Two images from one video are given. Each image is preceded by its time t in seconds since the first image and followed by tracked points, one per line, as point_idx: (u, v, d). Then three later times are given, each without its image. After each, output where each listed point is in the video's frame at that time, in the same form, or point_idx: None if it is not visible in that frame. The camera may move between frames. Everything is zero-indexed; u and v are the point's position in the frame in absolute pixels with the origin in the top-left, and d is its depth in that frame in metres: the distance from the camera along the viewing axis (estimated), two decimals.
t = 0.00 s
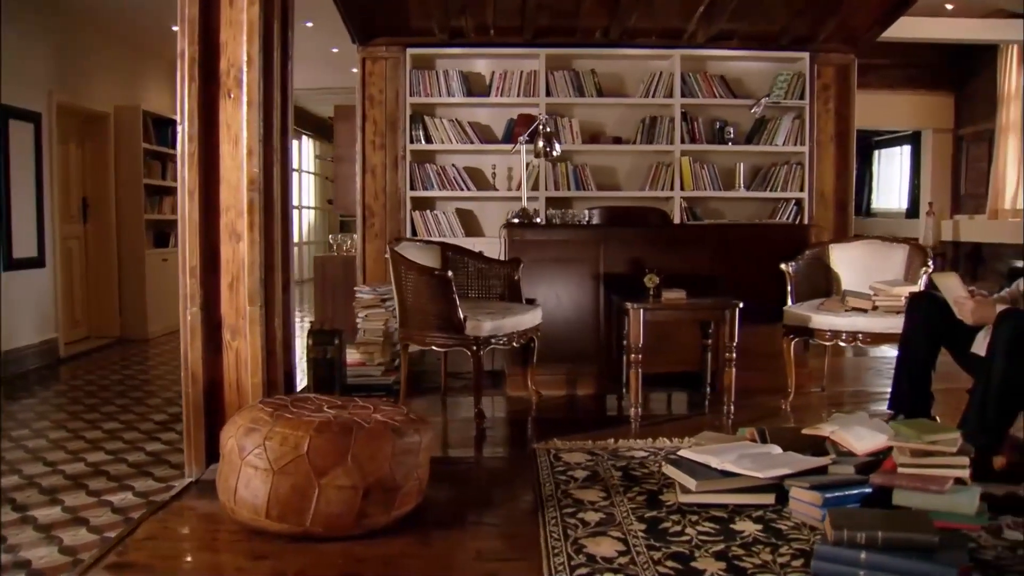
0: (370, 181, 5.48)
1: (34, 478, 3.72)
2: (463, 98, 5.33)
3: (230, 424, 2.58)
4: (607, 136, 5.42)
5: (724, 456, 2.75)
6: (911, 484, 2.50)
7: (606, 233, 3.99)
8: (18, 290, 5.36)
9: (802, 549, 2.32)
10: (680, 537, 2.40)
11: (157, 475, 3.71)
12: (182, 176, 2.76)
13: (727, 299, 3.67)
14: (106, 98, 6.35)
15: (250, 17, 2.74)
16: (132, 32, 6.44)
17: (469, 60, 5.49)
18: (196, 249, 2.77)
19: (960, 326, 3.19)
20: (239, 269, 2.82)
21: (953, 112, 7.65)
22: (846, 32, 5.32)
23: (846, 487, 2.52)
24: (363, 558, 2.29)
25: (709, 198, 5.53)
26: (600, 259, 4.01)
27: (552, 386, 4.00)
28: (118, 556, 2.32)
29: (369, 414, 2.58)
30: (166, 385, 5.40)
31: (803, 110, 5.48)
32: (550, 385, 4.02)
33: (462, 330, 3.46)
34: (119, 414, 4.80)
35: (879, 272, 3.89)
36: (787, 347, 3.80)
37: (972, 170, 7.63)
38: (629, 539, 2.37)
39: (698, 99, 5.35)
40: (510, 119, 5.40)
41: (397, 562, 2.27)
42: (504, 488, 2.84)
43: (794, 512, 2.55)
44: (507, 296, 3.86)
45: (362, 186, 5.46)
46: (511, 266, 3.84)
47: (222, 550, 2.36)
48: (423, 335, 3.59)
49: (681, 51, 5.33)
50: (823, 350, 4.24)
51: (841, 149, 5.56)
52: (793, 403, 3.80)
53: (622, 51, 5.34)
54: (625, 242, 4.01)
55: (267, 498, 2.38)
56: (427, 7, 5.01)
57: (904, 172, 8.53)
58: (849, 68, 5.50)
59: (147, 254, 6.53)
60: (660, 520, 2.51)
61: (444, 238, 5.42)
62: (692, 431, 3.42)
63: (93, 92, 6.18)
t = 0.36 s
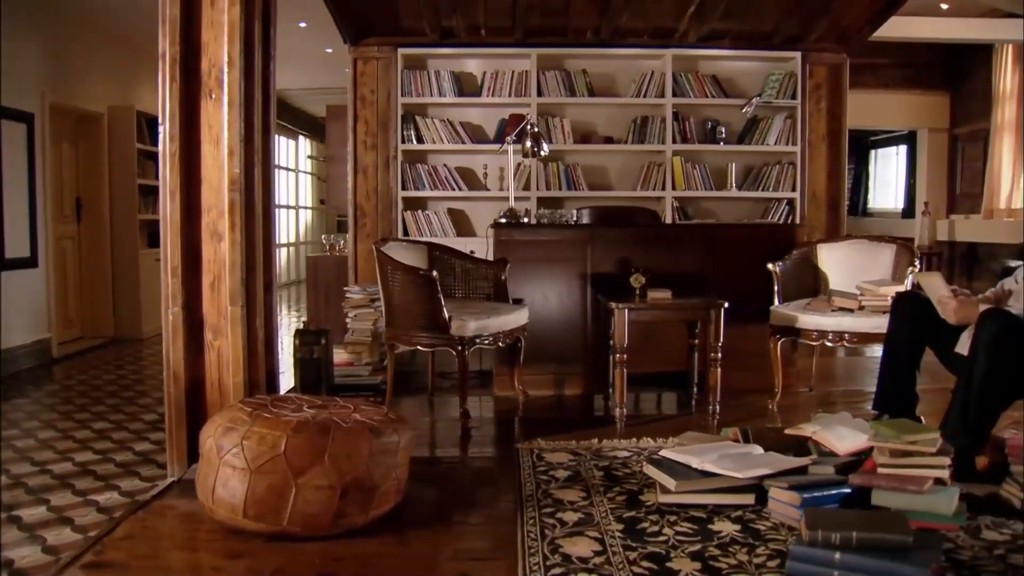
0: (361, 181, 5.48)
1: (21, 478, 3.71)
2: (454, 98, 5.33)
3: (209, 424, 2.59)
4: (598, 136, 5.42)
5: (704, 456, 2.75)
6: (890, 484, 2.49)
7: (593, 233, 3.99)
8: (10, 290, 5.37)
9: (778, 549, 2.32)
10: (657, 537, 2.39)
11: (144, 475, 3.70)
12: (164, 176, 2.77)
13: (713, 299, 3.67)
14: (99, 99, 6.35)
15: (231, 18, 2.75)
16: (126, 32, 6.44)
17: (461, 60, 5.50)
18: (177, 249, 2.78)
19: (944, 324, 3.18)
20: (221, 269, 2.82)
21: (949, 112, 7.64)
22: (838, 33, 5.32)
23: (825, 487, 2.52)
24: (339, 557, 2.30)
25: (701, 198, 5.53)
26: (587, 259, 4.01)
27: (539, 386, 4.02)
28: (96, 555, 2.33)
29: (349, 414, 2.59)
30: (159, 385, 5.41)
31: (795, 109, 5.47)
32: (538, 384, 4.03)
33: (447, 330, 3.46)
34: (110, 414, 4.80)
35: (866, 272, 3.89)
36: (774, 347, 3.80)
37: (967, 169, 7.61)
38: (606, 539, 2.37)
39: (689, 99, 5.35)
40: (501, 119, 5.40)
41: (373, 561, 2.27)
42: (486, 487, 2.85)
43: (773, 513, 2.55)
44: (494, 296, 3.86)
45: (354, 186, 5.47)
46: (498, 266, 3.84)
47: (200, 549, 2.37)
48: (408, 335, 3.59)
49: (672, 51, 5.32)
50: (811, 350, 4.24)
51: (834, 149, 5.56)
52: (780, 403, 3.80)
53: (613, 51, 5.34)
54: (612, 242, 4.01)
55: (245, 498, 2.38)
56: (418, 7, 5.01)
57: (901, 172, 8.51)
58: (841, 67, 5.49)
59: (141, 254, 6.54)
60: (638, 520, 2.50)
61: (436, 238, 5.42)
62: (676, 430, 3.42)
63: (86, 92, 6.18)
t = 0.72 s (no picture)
0: (353, 180, 5.49)
1: (8, 477, 3.71)
2: (445, 98, 5.33)
3: (188, 423, 2.59)
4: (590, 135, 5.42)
5: (684, 456, 2.75)
6: (869, 484, 2.48)
7: (581, 233, 3.98)
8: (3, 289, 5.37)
9: (754, 549, 2.31)
10: (633, 537, 2.39)
11: (131, 474, 3.70)
12: (145, 176, 2.77)
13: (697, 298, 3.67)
14: (93, 98, 6.35)
15: (212, 18, 2.75)
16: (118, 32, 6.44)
17: (452, 60, 5.50)
18: (158, 248, 2.78)
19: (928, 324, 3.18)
20: (202, 269, 2.82)
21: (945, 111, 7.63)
22: (830, 32, 5.32)
23: (803, 487, 2.51)
24: (315, 556, 2.30)
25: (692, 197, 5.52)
26: (575, 258, 4.01)
27: (526, 385, 4.02)
28: (73, 553, 2.34)
29: (328, 414, 2.59)
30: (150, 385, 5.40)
31: (786, 109, 5.47)
32: (525, 383, 4.03)
33: (432, 329, 3.47)
34: (100, 413, 4.80)
35: (853, 271, 3.89)
36: (760, 347, 3.80)
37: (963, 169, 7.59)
38: (582, 538, 2.37)
39: (681, 98, 5.35)
40: (493, 119, 5.41)
41: (349, 560, 2.28)
42: (467, 486, 2.85)
43: (751, 513, 2.54)
44: (480, 296, 3.87)
45: (346, 185, 5.47)
46: (484, 266, 3.84)
47: (178, 548, 2.37)
48: (394, 334, 3.59)
49: (664, 50, 5.32)
50: (799, 350, 4.24)
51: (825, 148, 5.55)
52: (767, 403, 3.80)
53: (604, 51, 5.34)
54: (600, 242, 4.01)
55: (222, 496, 2.39)
56: (409, 7, 5.01)
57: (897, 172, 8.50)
58: (833, 67, 5.49)
59: (134, 253, 6.55)
60: (616, 520, 2.50)
61: (427, 238, 5.42)
62: (660, 430, 3.41)
63: (79, 92, 6.20)
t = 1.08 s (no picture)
0: (344, 180, 5.49)
1: None
2: (436, 97, 5.34)
3: (166, 423, 2.60)
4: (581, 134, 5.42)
5: (664, 455, 2.75)
6: (847, 484, 2.47)
7: (568, 232, 3.99)
8: None
9: (729, 549, 2.31)
10: (609, 537, 2.39)
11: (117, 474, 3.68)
12: (125, 175, 2.77)
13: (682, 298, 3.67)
14: (85, 98, 6.35)
15: (192, 18, 2.76)
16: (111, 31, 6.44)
17: (444, 59, 5.50)
18: (139, 248, 2.79)
19: (910, 325, 3.18)
20: (183, 268, 2.83)
21: (940, 110, 7.61)
22: (821, 32, 5.32)
23: (780, 487, 2.50)
24: (290, 554, 2.30)
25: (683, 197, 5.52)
26: (562, 258, 4.01)
27: (513, 384, 4.02)
28: (51, 551, 2.34)
29: (307, 412, 2.59)
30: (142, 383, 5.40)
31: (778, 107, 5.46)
32: (511, 382, 4.02)
33: (416, 329, 3.47)
34: (91, 412, 4.80)
35: (839, 270, 3.89)
36: (746, 346, 3.79)
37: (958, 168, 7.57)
38: (558, 538, 2.37)
39: (672, 98, 5.34)
40: (483, 118, 5.41)
41: (325, 558, 2.28)
42: (447, 485, 2.85)
43: (728, 512, 2.54)
44: (467, 294, 3.88)
45: (337, 185, 5.47)
46: (471, 265, 3.85)
47: (155, 546, 2.38)
48: (379, 333, 3.59)
49: (655, 49, 5.32)
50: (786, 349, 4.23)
51: (817, 147, 5.54)
52: (753, 403, 3.79)
53: (595, 50, 5.33)
54: (587, 241, 4.01)
55: (198, 495, 2.40)
56: (399, 6, 5.01)
57: (893, 171, 8.49)
58: (824, 66, 5.48)
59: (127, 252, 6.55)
60: (593, 519, 2.50)
61: (418, 237, 5.42)
62: (645, 429, 3.41)
63: (72, 92, 6.22)
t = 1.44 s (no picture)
0: (335, 180, 5.48)
1: None
2: (427, 97, 5.34)
3: (145, 422, 2.60)
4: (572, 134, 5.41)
5: (642, 455, 2.75)
6: (824, 484, 2.47)
7: (554, 232, 3.99)
8: None
9: (704, 549, 2.31)
10: (585, 536, 2.39)
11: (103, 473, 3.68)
12: (106, 175, 2.77)
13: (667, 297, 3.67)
14: (78, 98, 6.37)
15: (172, 18, 2.76)
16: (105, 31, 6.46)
17: (435, 59, 5.49)
18: (120, 247, 2.79)
19: (892, 324, 3.17)
20: (163, 268, 2.83)
21: (936, 109, 7.59)
22: (812, 31, 5.31)
23: (757, 487, 2.50)
24: (265, 553, 2.31)
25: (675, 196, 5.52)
26: (549, 258, 4.00)
27: (499, 384, 4.03)
28: (28, 549, 2.35)
29: (286, 412, 2.60)
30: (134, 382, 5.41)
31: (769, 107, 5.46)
32: (498, 382, 4.04)
33: (401, 329, 3.47)
34: (81, 412, 4.80)
35: (825, 269, 3.89)
36: (732, 346, 3.79)
37: (954, 168, 7.56)
38: (533, 537, 2.38)
39: (663, 97, 5.34)
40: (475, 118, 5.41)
41: (300, 557, 2.29)
42: (427, 484, 2.85)
43: (705, 512, 2.54)
44: (454, 293, 3.88)
45: (328, 185, 5.47)
46: (457, 265, 3.85)
47: (133, 544, 2.39)
48: (364, 332, 3.59)
49: (646, 48, 5.31)
50: (773, 348, 4.23)
51: (809, 147, 5.54)
52: (739, 402, 3.79)
53: (586, 49, 5.33)
54: (574, 241, 4.01)
55: (175, 494, 2.40)
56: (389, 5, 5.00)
57: (889, 170, 8.47)
58: (816, 65, 5.47)
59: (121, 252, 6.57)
60: (570, 519, 2.50)
61: (410, 236, 5.42)
62: (629, 429, 3.41)
63: (65, 92, 6.23)
